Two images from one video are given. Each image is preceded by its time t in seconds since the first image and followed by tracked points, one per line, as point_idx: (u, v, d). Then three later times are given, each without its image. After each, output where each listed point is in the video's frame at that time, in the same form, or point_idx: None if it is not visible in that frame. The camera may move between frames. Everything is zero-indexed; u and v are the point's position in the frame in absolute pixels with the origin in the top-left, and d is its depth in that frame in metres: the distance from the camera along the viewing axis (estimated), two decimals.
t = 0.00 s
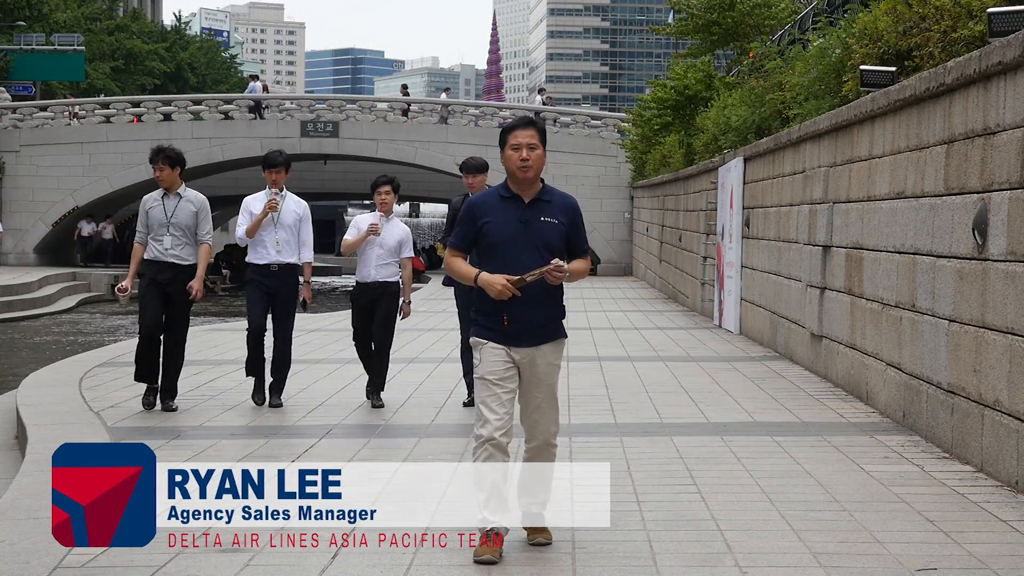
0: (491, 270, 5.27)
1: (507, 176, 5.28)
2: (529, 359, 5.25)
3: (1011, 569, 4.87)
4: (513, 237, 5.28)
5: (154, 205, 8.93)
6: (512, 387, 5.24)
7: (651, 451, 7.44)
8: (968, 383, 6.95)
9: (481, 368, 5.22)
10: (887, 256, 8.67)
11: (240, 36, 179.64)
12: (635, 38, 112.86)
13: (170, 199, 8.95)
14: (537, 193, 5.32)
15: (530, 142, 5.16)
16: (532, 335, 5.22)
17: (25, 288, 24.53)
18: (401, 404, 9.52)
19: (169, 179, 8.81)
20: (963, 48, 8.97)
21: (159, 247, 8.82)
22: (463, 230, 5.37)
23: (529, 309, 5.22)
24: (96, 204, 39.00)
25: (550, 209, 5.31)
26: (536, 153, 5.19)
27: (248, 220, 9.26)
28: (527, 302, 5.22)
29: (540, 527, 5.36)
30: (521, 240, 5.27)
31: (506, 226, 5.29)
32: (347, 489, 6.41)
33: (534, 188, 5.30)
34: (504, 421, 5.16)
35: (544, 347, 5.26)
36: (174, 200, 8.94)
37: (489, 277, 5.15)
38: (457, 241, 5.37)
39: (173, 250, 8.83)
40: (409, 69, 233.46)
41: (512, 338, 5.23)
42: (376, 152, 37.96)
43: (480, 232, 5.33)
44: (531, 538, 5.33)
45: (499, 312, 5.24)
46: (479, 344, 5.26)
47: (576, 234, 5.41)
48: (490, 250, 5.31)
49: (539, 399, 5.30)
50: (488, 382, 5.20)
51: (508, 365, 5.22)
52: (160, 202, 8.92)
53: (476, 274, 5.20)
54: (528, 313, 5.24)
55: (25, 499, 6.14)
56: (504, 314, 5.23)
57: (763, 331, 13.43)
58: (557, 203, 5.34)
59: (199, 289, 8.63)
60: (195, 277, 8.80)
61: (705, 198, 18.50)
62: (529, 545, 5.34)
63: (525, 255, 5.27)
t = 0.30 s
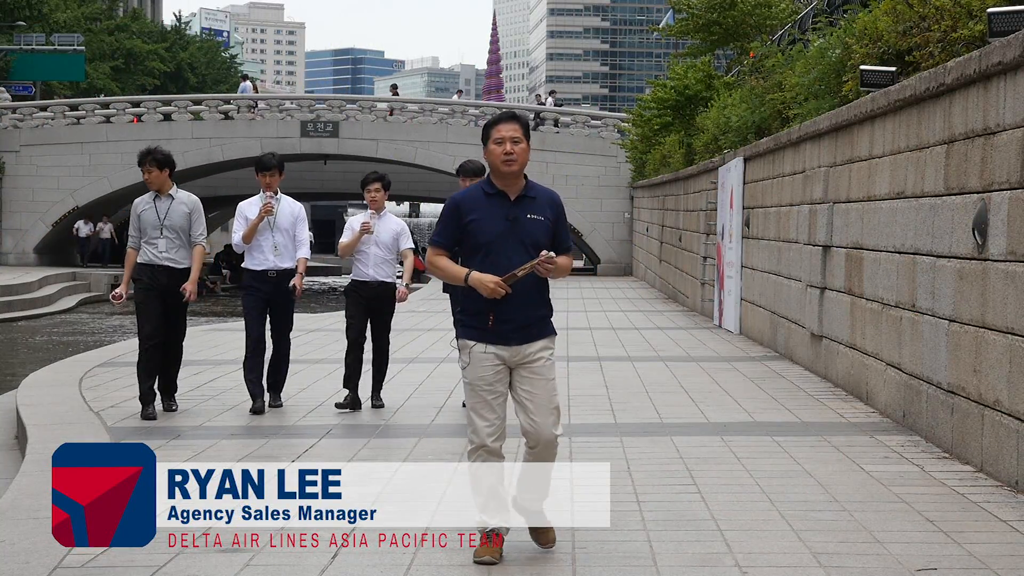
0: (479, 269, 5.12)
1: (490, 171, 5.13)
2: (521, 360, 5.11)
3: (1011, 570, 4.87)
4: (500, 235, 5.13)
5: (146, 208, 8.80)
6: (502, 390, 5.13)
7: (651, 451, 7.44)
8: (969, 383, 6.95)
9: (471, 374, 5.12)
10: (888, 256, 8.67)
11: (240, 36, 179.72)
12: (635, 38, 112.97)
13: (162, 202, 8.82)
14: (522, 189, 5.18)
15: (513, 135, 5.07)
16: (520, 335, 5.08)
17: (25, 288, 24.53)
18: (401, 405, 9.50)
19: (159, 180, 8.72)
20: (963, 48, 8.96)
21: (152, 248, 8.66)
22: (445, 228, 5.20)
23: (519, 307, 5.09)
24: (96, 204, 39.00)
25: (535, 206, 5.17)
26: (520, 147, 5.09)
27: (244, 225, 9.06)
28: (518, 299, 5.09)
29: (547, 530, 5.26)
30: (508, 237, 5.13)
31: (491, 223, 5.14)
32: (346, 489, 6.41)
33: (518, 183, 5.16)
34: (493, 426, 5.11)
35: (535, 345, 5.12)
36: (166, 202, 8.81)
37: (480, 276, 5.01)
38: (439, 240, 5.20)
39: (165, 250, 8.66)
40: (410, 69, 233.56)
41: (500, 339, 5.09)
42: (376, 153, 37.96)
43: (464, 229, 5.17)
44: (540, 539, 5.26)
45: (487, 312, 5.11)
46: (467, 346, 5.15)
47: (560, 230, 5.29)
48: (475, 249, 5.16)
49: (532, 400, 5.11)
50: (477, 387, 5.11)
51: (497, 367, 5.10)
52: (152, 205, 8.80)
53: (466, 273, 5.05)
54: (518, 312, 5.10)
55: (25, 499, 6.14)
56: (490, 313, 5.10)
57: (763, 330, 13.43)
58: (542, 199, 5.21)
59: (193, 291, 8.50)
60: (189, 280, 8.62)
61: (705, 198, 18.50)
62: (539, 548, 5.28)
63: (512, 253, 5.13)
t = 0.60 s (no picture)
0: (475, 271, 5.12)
1: (486, 170, 5.10)
2: (517, 359, 5.09)
3: (1011, 569, 4.87)
4: (496, 237, 5.13)
5: (140, 203, 8.58)
6: (500, 392, 5.14)
7: (651, 451, 7.44)
8: (968, 382, 6.95)
9: (469, 379, 5.14)
10: (887, 255, 8.67)
11: (241, 36, 179.65)
12: (635, 38, 113.01)
13: (157, 196, 8.60)
14: (518, 189, 5.15)
15: (510, 135, 5.03)
16: (517, 335, 5.07)
17: (25, 288, 24.53)
18: (403, 404, 9.53)
19: (153, 174, 8.48)
20: (963, 48, 8.97)
21: (152, 244, 8.45)
22: (441, 227, 5.18)
23: (515, 311, 5.08)
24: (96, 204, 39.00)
25: (532, 206, 5.15)
26: (516, 146, 5.06)
27: (238, 222, 8.83)
28: (515, 303, 5.08)
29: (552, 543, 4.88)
30: (504, 239, 5.12)
31: (486, 224, 5.13)
32: (345, 489, 6.41)
33: (514, 183, 5.13)
34: (491, 429, 5.11)
35: (539, 340, 5.11)
36: (160, 197, 8.61)
37: (476, 279, 5.00)
38: (434, 240, 5.18)
39: (165, 247, 8.48)
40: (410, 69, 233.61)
41: (497, 341, 5.08)
42: (376, 152, 37.97)
43: (460, 230, 5.16)
44: (540, 554, 4.85)
45: (485, 317, 5.10)
46: (466, 350, 5.15)
47: (556, 230, 5.28)
48: (472, 250, 5.16)
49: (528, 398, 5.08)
50: (474, 391, 5.13)
51: (492, 369, 5.10)
52: (146, 200, 8.57)
53: (462, 276, 5.04)
54: (515, 315, 5.08)
55: (25, 499, 6.14)
56: (487, 316, 5.10)
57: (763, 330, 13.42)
58: (538, 198, 5.18)
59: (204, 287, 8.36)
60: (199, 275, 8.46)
61: (704, 198, 18.51)
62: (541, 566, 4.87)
63: (508, 255, 5.13)
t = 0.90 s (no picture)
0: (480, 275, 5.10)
1: (496, 173, 5.09)
2: (520, 365, 5.04)
3: (1011, 570, 4.87)
4: (503, 240, 5.10)
5: (141, 207, 8.51)
6: (502, 399, 5.09)
7: (650, 451, 7.44)
8: (968, 383, 6.95)
9: (473, 384, 5.11)
10: (887, 255, 8.67)
11: (240, 36, 179.59)
12: (635, 38, 113.04)
13: (158, 200, 8.53)
14: (529, 192, 5.12)
15: (523, 138, 5.02)
16: (519, 342, 5.02)
17: (25, 288, 24.51)
18: (402, 404, 9.52)
19: (154, 177, 8.39)
20: (963, 48, 8.97)
21: (152, 249, 8.35)
22: (449, 229, 5.18)
23: (516, 316, 5.03)
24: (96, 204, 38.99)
25: (541, 210, 5.11)
26: (529, 150, 5.05)
27: (237, 226, 8.76)
28: (517, 308, 5.03)
29: (548, 559, 4.80)
30: (512, 243, 5.09)
31: (494, 226, 5.10)
32: (344, 489, 6.41)
33: (525, 187, 5.10)
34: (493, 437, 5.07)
35: (544, 347, 5.05)
36: (162, 200, 8.52)
37: (479, 282, 4.98)
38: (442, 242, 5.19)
39: (165, 252, 8.37)
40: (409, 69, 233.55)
41: (500, 347, 5.05)
42: (376, 152, 37.97)
43: (467, 232, 5.15)
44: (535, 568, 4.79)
45: (485, 319, 5.07)
46: (469, 355, 5.13)
47: (567, 236, 5.23)
48: (478, 253, 5.14)
49: (530, 405, 5.02)
50: (476, 398, 5.09)
51: (494, 376, 5.06)
52: (147, 204, 8.50)
53: (465, 277, 5.03)
54: (517, 319, 5.04)
55: (24, 499, 6.14)
56: (489, 321, 5.07)
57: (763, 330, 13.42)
58: (549, 202, 5.14)
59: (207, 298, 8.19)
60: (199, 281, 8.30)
61: (704, 198, 18.50)
62: None
63: (515, 258, 5.09)
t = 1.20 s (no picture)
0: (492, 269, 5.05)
1: (512, 169, 5.02)
2: (537, 364, 4.96)
3: (1011, 570, 4.87)
4: (516, 236, 5.02)
5: (147, 202, 8.40)
6: (516, 400, 4.99)
7: (651, 452, 7.44)
8: (969, 383, 6.95)
9: (487, 383, 5.00)
10: (887, 255, 8.67)
11: (240, 36, 179.63)
12: (635, 38, 113.09)
13: (164, 196, 8.42)
14: (544, 188, 5.04)
15: (539, 134, 4.93)
16: (535, 339, 4.94)
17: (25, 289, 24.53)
18: (401, 404, 9.51)
19: (163, 173, 8.29)
20: (963, 48, 8.97)
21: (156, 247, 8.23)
22: (465, 227, 5.14)
23: (533, 313, 4.96)
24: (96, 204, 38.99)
25: (556, 206, 5.02)
26: (546, 146, 4.96)
27: (237, 222, 8.63)
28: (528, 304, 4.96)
29: (546, 561, 4.78)
30: (525, 238, 5.01)
31: (507, 222, 5.03)
32: (345, 489, 6.41)
33: (540, 183, 5.02)
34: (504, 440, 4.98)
35: (554, 348, 4.96)
36: (168, 197, 8.41)
37: (487, 275, 4.93)
38: (459, 239, 5.16)
39: (169, 250, 8.25)
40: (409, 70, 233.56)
41: (517, 344, 4.96)
42: (376, 152, 37.98)
43: (481, 229, 5.09)
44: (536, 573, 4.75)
45: (499, 313, 5.00)
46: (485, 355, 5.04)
47: (587, 233, 5.10)
48: (490, 249, 5.08)
49: (543, 409, 4.95)
50: (489, 397, 5.00)
51: (511, 378, 4.98)
52: (153, 199, 8.39)
53: (475, 272, 4.99)
54: (531, 316, 4.96)
55: (25, 499, 6.14)
56: (505, 318, 4.99)
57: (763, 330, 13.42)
58: (565, 199, 5.05)
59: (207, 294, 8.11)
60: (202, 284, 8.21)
61: (704, 198, 18.51)
62: None
63: (527, 253, 5.01)
